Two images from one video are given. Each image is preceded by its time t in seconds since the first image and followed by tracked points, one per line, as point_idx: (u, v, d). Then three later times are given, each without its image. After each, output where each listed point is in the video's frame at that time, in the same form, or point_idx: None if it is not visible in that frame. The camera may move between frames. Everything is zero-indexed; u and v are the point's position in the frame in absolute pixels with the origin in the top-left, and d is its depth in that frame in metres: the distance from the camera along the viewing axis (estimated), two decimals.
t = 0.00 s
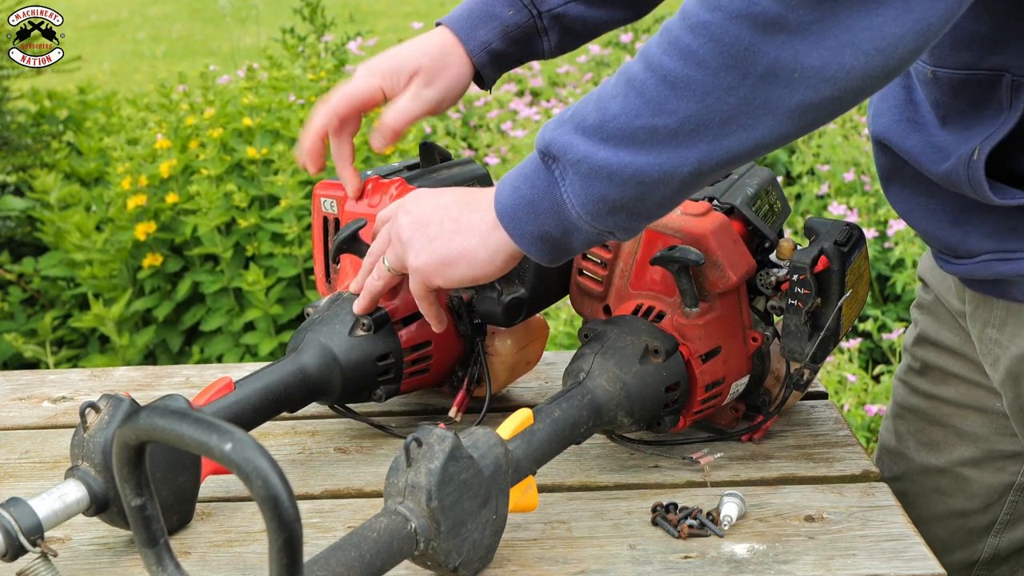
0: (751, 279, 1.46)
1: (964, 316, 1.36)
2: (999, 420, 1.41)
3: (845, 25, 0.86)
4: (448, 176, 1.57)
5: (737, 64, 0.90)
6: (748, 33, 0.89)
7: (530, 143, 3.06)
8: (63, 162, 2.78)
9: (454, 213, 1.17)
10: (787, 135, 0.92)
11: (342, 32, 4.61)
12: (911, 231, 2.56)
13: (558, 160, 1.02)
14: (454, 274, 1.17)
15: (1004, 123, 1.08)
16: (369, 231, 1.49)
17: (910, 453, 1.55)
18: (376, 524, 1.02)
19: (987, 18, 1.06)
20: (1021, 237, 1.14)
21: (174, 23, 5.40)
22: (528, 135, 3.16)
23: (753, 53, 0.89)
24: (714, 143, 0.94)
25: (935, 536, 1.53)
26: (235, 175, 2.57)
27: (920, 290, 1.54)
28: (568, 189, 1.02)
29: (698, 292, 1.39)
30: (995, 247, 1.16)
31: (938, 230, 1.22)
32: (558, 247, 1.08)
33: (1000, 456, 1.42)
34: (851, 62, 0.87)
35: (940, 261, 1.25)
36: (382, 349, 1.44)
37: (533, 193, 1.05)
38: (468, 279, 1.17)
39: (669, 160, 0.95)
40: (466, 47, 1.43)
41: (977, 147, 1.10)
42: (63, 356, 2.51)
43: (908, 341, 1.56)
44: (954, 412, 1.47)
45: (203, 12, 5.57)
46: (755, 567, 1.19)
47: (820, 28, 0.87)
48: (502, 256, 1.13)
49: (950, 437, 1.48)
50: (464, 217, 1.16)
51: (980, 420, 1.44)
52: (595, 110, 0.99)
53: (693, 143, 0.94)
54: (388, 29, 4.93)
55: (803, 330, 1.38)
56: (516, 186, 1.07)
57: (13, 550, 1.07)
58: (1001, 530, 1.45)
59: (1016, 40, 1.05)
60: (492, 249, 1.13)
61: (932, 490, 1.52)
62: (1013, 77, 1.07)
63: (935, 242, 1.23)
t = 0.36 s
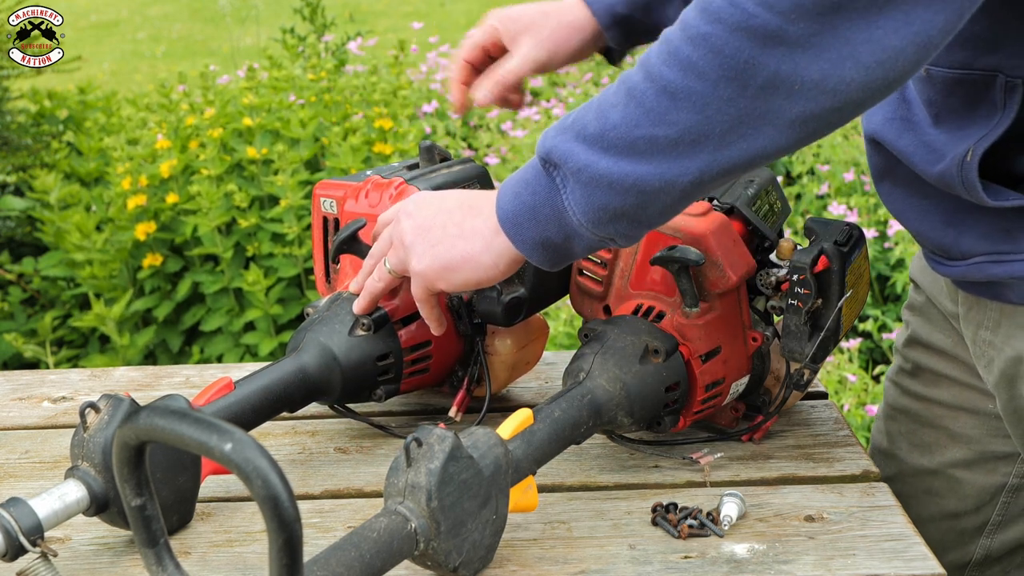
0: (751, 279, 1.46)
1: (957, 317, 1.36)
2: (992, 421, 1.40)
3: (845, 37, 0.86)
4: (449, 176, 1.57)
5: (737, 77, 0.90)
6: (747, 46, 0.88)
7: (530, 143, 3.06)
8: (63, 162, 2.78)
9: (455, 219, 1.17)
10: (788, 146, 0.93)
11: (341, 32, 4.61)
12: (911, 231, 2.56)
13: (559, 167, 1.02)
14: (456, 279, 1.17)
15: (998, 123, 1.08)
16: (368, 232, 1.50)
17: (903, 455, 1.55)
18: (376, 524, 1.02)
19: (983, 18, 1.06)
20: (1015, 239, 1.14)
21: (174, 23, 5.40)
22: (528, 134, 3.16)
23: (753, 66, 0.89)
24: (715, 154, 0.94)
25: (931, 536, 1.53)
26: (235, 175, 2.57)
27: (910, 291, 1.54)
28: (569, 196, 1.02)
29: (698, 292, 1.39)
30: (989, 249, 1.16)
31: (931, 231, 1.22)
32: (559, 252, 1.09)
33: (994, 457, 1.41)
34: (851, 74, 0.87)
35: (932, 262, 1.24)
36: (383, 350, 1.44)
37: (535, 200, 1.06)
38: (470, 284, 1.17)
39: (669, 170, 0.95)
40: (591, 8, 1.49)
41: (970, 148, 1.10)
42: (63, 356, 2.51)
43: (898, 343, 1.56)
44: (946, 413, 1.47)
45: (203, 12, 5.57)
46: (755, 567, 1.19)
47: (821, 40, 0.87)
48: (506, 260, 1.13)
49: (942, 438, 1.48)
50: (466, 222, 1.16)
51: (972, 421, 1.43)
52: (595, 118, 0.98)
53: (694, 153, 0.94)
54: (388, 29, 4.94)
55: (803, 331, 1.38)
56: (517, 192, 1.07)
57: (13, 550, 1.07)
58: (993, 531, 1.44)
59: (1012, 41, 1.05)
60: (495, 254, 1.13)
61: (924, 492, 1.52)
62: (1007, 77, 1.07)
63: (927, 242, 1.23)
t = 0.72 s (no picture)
0: (751, 279, 1.46)
1: (961, 318, 1.36)
2: (996, 423, 1.41)
3: (842, 38, 0.86)
4: (448, 176, 1.57)
5: (735, 78, 0.90)
6: (745, 47, 0.88)
7: (530, 143, 3.06)
8: (63, 162, 2.78)
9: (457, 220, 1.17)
10: (786, 147, 0.92)
11: (341, 31, 4.61)
12: (910, 231, 2.56)
13: (559, 169, 1.02)
14: (458, 280, 1.17)
15: (997, 123, 1.08)
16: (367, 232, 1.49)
17: (909, 456, 1.55)
18: (376, 524, 1.02)
19: (982, 17, 1.06)
20: (1014, 241, 1.14)
21: (174, 23, 5.40)
22: (528, 134, 3.16)
23: (751, 67, 0.89)
24: (713, 155, 0.94)
25: (934, 538, 1.53)
26: (235, 175, 2.57)
27: (919, 291, 1.53)
28: (569, 199, 1.03)
29: (698, 292, 1.39)
30: (988, 250, 1.16)
31: (932, 232, 1.22)
32: (559, 255, 1.08)
33: (999, 460, 1.41)
34: (849, 75, 0.87)
35: (935, 263, 1.24)
36: (383, 351, 1.44)
37: (535, 202, 1.06)
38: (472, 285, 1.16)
39: (668, 172, 0.95)
40: (545, 36, 1.54)
41: (969, 148, 1.09)
42: (63, 356, 2.51)
43: (905, 344, 1.56)
44: (951, 415, 1.47)
45: (203, 12, 5.57)
46: (755, 567, 1.19)
47: (818, 40, 0.87)
48: (507, 262, 1.13)
49: (948, 440, 1.48)
50: (468, 224, 1.16)
51: (978, 424, 1.44)
52: (594, 120, 0.99)
53: (692, 155, 0.94)
54: (388, 29, 4.94)
55: (803, 331, 1.38)
56: (517, 195, 1.07)
57: (13, 550, 1.07)
58: (998, 534, 1.44)
59: (1011, 40, 1.05)
60: (496, 256, 1.13)
61: (930, 494, 1.52)
62: (1005, 78, 1.07)
63: (929, 243, 1.23)
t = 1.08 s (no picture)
0: (751, 279, 1.46)
1: (959, 318, 1.36)
2: (994, 423, 1.41)
3: (841, 37, 0.86)
4: (445, 176, 1.56)
5: (734, 76, 0.90)
6: (744, 44, 0.88)
7: (530, 143, 3.06)
8: (63, 162, 2.78)
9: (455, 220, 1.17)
10: (784, 146, 0.92)
11: (341, 31, 4.61)
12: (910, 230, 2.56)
13: (558, 167, 1.03)
14: (457, 279, 1.17)
15: (998, 122, 1.08)
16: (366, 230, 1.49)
17: (907, 456, 1.55)
18: (376, 524, 1.02)
19: (984, 17, 1.06)
20: (1014, 240, 1.13)
21: (174, 23, 5.40)
22: (528, 134, 3.16)
23: (750, 65, 0.89)
24: (711, 153, 0.94)
25: (932, 538, 1.53)
26: (235, 175, 2.57)
27: (917, 291, 1.53)
28: (567, 196, 1.03)
29: (698, 292, 1.39)
30: (988, 249, 1.16)
31: (932, 231, 1.22)
32: (558, 253, 1.09)
33: (996, 459, 1.41)
34: (847, 74, 0.87)
35: (934, 262, 1.24)
36: (382, 349, 1.44)
37: (534, 199, 1.06)
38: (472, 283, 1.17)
39: (666, 170, 0.95)
40: (524, 44, 1.57)
41: (969, 147, 1.09)
42: (63, 356, 2.51)
43: (903, 344, 1.56)
44: (949, 415, 1.47)
45: (204, 12, 5.57)
46: (755, 567, 1.19)
47: (817, 38, 0.87)
48: (505, 260, 1.14)
49: (946, 440, 1.48)
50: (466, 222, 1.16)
51: (976, 423, 1.44)
52: (593, 118, 0.99)
53: (690, 153, 0.94)
54: (388, 29, 4.94)
55: (803, 331, 1.38)
56: (516, 193, 1.07)
57: (12, 550, 1.06)
58: (997, 533, 1.45)
59: (1012, 40, 1.05)
60: (495, 254, 1.13)
61: (927, 493, 1.52)
62: (1007, 77, 1.07)
63: (929, 243, 1.23)
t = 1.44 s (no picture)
0: (751, 279, 1.46)
1: (960, 317, 1.36)
2: (994, 422, 1.41)
3: (844, 38, 0.86)
4: (448, 177, 1.57)
5: (737, 77, 0.90)
6: (747, 46, 0.88)
7: (530, 144, 3.05)
8: (63, 162, 2.78)
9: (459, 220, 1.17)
10: (787, 147, 0.92)
11: (341, 31, 4.61)
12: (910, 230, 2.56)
13: (561, 169, 1.03)
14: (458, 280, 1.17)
15: (999, 123, 1.08)
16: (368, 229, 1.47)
17: (907, 455, 1.55)
18: (376, 524, 1.02)
19: (986, 17, 1.06)
20: (1015, 239, 1.14)
21: (174, 23, 5.40)
22: (528, 134, 3.16)
23: (753, 67, 0.89)
24: (714, 155, 0.94)
25: (932, 538, 1.53)
26: (235, 175, 2.57)
27: (917, 291, 1.53)
28: (570, 198, 1.03)
29: (698, 292, 1.39)
30: (989, 249, 1.16)
31: (933, 230, 1.22)
32: (561, 255, 1.09)
33: (997, 459, 1.41)
34: (851, 75, 0.87)
35: (935, 261, 1.24)
36: (383, 351, 1.44)
37: (537, 201, 1.06)
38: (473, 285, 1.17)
39: (669, 172, 0.95)
40: (530, 47, 1.56)
41: (971, 148, 1.09)
42: (63, 356, 2.51)
43: (903, 343, 1.56)
44: (950, 414, 1.47)
45: (204, 12, 5.57)
46: (755, 567, 1.19)
47: (820, 39, 0.87)
48: (508, 263, 1.14)
49: (946, 439, 1.48)
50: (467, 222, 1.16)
51: (976, 423, 1.44)
52: (596, 120, 0.99)
53: (693, 155, 0.94)
54: (388, 29, 4.94)
55: (803, 331, 1.38)
56: (519, 195, 1.07)
57: (12, 550, 1.07)
58: (997, 533, 1.45)
59: (1014, 40, 1.05)
60: (497, 257, 1.13)
61: (928, 493, 1.52)
62: (1008, 78, 1.07)
63: (929, 243, 1.23)
